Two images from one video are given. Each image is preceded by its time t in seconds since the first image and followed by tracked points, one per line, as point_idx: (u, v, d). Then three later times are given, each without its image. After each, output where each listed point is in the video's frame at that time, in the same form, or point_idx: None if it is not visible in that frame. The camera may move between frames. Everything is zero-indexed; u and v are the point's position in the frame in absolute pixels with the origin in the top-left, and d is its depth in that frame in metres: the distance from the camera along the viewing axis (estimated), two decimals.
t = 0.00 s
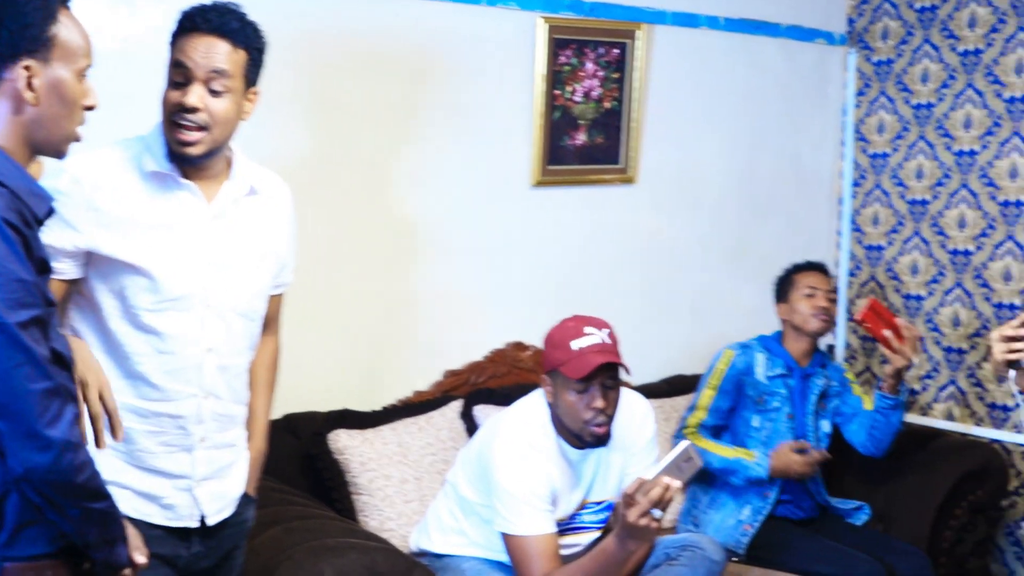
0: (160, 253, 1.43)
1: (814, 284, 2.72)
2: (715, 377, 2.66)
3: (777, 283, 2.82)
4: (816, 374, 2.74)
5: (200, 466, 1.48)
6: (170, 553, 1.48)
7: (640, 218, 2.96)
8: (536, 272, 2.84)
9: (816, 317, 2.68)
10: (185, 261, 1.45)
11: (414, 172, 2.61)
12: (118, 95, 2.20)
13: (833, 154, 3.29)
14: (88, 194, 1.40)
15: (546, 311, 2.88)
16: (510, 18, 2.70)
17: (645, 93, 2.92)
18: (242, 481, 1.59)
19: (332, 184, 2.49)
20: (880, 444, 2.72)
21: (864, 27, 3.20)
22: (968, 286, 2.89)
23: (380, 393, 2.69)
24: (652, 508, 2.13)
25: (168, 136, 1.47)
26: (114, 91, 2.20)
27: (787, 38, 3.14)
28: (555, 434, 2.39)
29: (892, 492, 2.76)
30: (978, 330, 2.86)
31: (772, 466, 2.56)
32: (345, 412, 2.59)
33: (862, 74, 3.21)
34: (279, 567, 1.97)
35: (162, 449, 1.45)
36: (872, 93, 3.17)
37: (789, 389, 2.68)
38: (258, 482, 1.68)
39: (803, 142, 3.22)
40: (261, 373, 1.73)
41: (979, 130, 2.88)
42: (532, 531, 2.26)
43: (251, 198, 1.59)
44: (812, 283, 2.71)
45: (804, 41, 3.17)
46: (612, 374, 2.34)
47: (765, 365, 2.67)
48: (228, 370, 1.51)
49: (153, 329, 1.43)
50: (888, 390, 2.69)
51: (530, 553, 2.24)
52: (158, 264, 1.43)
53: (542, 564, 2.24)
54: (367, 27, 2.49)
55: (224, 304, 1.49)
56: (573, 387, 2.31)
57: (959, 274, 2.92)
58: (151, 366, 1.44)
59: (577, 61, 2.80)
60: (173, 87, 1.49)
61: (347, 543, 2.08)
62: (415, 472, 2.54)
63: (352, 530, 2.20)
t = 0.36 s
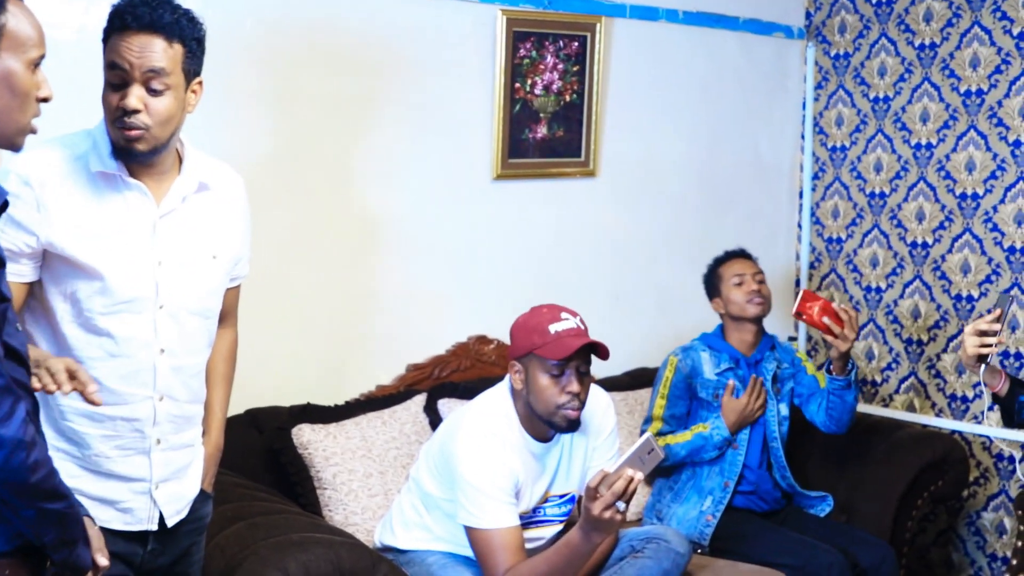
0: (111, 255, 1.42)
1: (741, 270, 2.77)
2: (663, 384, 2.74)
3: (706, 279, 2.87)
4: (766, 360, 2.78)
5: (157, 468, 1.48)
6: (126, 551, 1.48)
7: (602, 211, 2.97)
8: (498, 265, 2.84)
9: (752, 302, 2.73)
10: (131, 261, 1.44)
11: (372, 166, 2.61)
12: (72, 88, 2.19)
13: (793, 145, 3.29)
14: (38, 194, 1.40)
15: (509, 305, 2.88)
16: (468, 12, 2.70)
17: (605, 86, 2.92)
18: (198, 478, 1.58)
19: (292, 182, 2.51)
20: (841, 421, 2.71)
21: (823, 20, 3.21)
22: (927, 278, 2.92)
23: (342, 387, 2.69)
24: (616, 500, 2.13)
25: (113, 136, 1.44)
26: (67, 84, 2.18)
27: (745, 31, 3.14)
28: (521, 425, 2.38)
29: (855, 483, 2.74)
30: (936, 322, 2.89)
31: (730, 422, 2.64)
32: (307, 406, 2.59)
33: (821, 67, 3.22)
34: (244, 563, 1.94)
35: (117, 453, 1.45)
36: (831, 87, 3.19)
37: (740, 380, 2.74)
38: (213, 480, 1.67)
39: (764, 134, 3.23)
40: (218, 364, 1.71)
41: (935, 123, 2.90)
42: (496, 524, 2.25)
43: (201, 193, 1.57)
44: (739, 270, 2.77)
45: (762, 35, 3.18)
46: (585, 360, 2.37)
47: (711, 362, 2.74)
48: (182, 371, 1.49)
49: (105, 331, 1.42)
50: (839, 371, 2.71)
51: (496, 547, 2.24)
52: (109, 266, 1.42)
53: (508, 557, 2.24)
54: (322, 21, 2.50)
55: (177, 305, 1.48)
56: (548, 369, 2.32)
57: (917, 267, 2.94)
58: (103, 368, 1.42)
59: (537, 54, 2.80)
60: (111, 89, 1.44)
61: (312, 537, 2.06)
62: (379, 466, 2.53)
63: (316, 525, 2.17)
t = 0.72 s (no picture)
0: (63, 237, 1.38)
1: (668, 258, 2.80)
2: (604, 382, 2.76)
3: (632, 269, 2.88)
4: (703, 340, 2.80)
5: (117, 451, 1.44)
6: (83, 538, 1.44)
7: (559, 196, 2.98)
8: (455, 250, 2.84)
9: (683, 289, 2.76)
10: (83, 241, 1.40)
11: (327, 149, 2.61)
12: (23, 71, 2.18)
13: (749, 132, 3.31)
14: None
15: (466, 290, 2.88)
16: None
17: (562, 71, 2.93)
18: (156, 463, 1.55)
19: (244, 165, 2.50)
20: (789, 390, 2.74)
21: (778, 7, 3.22)
22: (881, 263, 2.95)
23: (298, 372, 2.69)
24: (572, 484, 2.12)
25: (106, 109, 1.41)
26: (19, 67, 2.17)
27: (701, 17, 3.16)
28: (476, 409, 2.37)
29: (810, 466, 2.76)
30: (891, 306, 2.91)
31: (673, 415, 2.65)
32: (264, 391, 2.58)
33: (776, 53, 3.25)
34: (199, 549, 1.88)
35: (75, 437, 1.40)
36: (786, 72, 3.21)
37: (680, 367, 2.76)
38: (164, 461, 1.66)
39: (720, 121, 3.25)
40: (166, 348, 1.65)
41: (889, 109, 2.92)
42: (454, 510, 2.25)
43: (150, 174, 1.52)
44: (665, 257, 2.79)
45: (718, 20, 3.19)
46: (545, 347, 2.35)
47: (649, 356, 2.75)
48: (139, 352, 1.46)
49: (61, 314, 1.38)
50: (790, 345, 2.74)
51: (452, 532, 2.23)
52: (61, 247, 1.38)
53: (464, 541, 2.23)
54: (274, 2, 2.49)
55: (131, 287, 1.45)
56: (507, 352, 2.31)
57: (872, 251, 2.97)
58: (60, 352, 1.38)
59: (493, 39, 2.80)
60: (89, 58, 1.40)
61: (268, 521, 2.00)
62: (335, 451, 2.52)
63: (273, 509, 2.12)
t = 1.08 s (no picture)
0: None
1: (574, 252, 2.78)
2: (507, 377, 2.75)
3: (535, 256, 2.86)
4: (602, 331, 2.83)
5: (29, 437, 1.31)
6: None
7: (475, 183, 2.97)
8: (368, 238, 2.81)
9: (586, 284, 2.75)
10: None
11: (235, 136, 2.56)
12: None
13: (664, 118, 3.34)
14: None
15: (379, 278, 2.85)
16: None
17: (479, 58, 2.91)
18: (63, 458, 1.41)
19: (151, 152, 2.44)
20: (690, 368, 2.78)
21: None
22: (791, 248, 3.00)
23: (209, 363, 2.63)
24: (482, 471, 2.12)
25: None
26: None
27: (617, 5, 3.17)
28: (388, 398, 2.35)
29: (718, 451, 2.80)
30: (800, 291, 2.98)
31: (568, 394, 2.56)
32: (173, 382, 2.53)
33: (691, 41, 3.27)
34: (101, 543, 1.81)
35: None
36: (701, 60, 3.23)
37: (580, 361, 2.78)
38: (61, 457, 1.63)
39: (635, 107, 3.26)
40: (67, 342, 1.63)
41: (800, 97, 2.96)
42: (366, 498, 2.23)
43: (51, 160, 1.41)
44: (574, 251, 2.77)
45: (634, 8, 3.20)
46: (444, 333, 2.33)
47: (549, 353, 2.73)
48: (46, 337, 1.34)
49: None
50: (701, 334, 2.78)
51: (364, 520, 2.21)
52: None
53: (377, 530, 2.21)
54: None
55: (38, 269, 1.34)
56: (404, 346, 2.28)
57: (782, 237, 3.02)
58: None
59: (410, 25, 2.77)
60: None
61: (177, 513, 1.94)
62: (246, 442, 2.47)
63: (183, 502, 2.04)
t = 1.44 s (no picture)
0: None
1: (502, 243, 2.79)
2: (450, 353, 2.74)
3: (457, 245, 2.85)
4: (526, 317, 2.91)
5: None
6: None
7: (398, 170, 2.96)
8: (291, 226, 2.79)
9: (513, 275, 2.78)
10: None
11: (152, 122, 2.52)
12: None
13: (586, 107, 3.36)
14: None
15: (300, 267, 2.83)
16: None
17: (399, 45, 2.91)
18: None
19: (69, 141, 2.40)
20: (620, 352, 2.84)
21: None
22: (713, 235, 3.05)
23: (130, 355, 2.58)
24: (410, 461, 2.10)
25: None
26: None
27: None
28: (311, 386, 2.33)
29: (644, 436, 2.83)
30: (723, 277, 3.03)
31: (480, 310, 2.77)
32: (92, 374, 2.47)
33: (612, 29, 3.30)
34: (21, 542, 1.74)
35: None
36: (622, 48, 3.27)
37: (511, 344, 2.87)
38: None
39: (558, 96, 3.29)
40: None
41: (720, 84, 3.02)
42: (292, 488, 2.20)
43: None
44: (501, 240, 2.78)
45: None
46: (365, 324, 2.32)
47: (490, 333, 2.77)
48: None
49: None
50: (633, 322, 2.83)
51: (291, 511, 2.19)
52: None
53: (303, 521, 2.19)
54: None
55: None
56: (325, 340, 2.27)
57: (705, 224, 3.07)
58: None
59: (329, 11, 2.75)
60: None
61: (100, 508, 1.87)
62: (170, 434, 2.42)
63: (106, 496, 1.97)
